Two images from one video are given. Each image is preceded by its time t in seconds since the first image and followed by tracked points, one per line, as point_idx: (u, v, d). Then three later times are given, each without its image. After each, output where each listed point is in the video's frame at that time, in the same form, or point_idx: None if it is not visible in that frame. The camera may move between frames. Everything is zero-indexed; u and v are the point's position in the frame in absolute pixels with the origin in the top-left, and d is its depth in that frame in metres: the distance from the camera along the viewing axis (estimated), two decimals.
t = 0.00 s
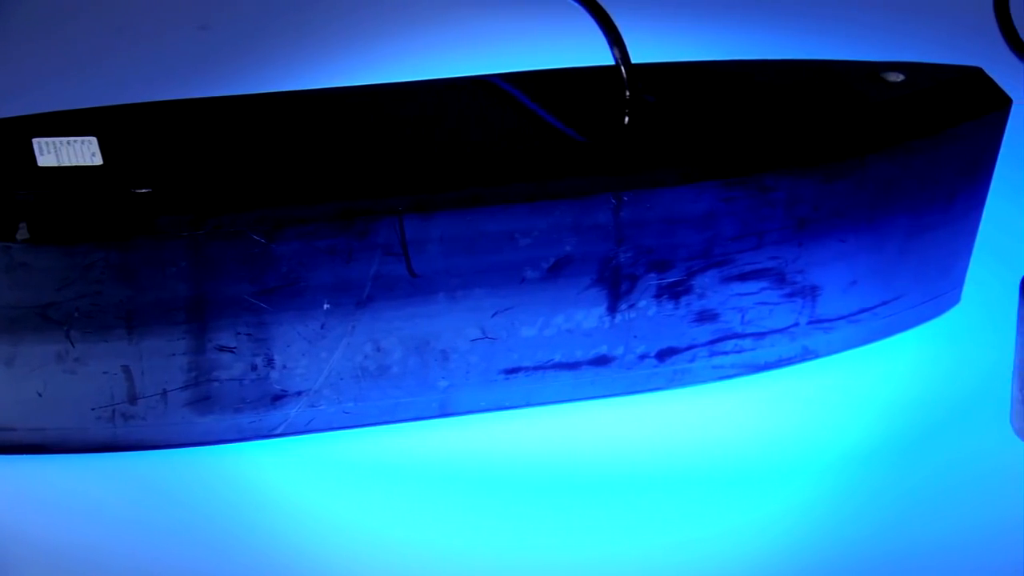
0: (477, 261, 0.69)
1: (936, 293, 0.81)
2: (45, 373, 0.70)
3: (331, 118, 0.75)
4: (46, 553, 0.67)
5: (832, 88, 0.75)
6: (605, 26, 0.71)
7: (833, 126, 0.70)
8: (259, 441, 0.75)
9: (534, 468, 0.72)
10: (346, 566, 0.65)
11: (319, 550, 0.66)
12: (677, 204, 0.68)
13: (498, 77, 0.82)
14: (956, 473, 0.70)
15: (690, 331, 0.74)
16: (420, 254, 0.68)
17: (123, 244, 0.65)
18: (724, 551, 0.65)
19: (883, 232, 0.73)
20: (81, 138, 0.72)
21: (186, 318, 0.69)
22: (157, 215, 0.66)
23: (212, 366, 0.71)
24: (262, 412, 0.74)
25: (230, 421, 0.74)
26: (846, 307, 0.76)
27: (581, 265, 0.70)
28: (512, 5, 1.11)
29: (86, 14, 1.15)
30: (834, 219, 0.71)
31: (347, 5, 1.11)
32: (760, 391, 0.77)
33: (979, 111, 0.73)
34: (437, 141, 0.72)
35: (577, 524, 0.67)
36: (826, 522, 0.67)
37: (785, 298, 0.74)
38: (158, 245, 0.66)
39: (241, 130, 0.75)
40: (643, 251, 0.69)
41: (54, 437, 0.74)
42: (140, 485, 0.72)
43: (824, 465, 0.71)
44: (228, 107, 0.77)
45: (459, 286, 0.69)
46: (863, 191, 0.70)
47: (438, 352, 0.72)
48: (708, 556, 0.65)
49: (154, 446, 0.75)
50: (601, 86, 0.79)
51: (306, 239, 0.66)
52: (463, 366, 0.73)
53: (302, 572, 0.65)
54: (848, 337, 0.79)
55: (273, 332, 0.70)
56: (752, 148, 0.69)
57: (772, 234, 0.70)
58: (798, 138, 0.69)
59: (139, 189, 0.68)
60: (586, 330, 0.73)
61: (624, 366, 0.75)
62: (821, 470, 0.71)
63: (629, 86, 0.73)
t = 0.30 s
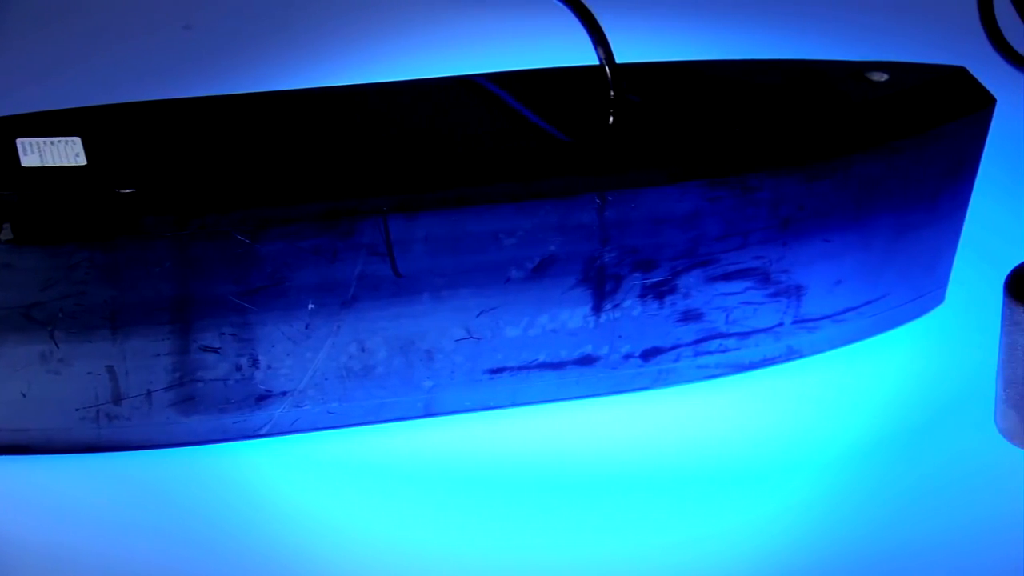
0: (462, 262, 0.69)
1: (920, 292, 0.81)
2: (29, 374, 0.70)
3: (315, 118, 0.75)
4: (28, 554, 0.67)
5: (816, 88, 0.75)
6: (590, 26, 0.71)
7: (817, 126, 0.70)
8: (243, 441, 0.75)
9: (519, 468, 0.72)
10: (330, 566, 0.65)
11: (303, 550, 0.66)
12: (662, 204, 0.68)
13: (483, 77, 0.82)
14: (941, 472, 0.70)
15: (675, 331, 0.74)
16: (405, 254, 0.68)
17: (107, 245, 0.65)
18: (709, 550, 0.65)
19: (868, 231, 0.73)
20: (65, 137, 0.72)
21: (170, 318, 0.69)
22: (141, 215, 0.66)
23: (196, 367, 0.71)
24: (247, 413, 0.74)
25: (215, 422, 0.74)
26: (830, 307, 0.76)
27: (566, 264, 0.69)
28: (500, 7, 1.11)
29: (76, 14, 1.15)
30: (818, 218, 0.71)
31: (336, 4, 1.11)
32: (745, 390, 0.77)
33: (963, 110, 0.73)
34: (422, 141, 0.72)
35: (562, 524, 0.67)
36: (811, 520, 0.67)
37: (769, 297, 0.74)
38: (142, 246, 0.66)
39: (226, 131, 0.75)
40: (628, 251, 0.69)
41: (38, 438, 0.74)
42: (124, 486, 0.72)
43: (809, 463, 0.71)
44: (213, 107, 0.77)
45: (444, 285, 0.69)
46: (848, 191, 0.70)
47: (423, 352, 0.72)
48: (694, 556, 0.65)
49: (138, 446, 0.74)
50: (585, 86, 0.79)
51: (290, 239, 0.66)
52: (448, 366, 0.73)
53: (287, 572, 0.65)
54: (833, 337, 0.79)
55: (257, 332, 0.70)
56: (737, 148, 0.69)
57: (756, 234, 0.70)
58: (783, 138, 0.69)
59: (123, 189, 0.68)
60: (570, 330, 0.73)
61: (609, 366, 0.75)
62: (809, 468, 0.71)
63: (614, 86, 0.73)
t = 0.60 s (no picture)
0: (447, 261, 0.69)
1: (906, 292, 0.81)
2: (14, 374, 0.70)
3: (300, 119, 0.75)
4: (14, 555, 0.67)
5: (800, 89, 0.75)
6: (574, 26, 0.71)
7: (801, 125, 0.70)
8: (229, 442, 0.75)
9: (503, 468, 0.72)
10: (315, 565, 0.65)
11: (289, 550, 0.66)
12: (647, 204, 0.68)
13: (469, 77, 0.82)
14: (929, 473, 0.70)
15: (660, 330, 0.74)
16: (390, 254, 0.68)
17: (91, 245, 0.65)
18: (697, 550, 0.65)
19: (854, 230, 0.73)
20: (51, 137, 0.72)
21: (155, 319, 0.69)
22: (125, 216, 0.66)
23: (181, 367, 0.71)
24: (232, 413, 0.73)
25: (200, 422, 0.74)
26: (816, 306, 0.76)
27: (551, 264, 0.69)
28: (486, 10, 1.11)
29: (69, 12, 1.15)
30: (803, 218, 0.71)
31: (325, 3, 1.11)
32: (730, 389, 0.77)
33: (947, 110, 0.73)
34: (407, 142, 0.72)
35: (548, 524, 0.67)
36: (798, 519, 0.67)
37: (755, 297, 0.74)
38: (126, 246, 0.66)
39: (211, 132, 0.75)
40: (613, 251, 0.69)
41: (23, 438, 0.74)
42: (111, 487, 0.72)
43: (795, 463, 0.71)
44: (199, 108, 0.77)
45: (430, 286, 0.69)
46: (833, 190, 0.70)
47: (409, 352, 0.72)
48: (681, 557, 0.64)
49: (124, 447, 0.74)
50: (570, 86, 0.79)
51: (275, 239, 0.66)
52: (433, 365, 0.73)
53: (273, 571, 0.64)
54: (818, 336, 0.79)
55: (243, 333, 0.70)
56: (721, 148, 0.69)
57: (741, 234, 0.71)
58: (767, 138, 0.69)
59: (108, 190, 0.68)
60: (556, 330, 0.73)
61: (595, 365, 0.75)
62: (796, 467, 0.71)
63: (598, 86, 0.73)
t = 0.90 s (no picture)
0: (432, 261, 0.68)
1: (891, 291, 0.81)
2: None
3: (285, 119, 0.75)
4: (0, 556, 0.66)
5: (785, 89, 0.75)
6: (560, 26, 0.71)
7: (785, 125, 0.71)
8: (214, 442, 0.75)
9: (490, 468, 0.72)
10: (301, 566, 0.65)
11: (275, 552, 0.66)
12: (632, 204, 0.68)
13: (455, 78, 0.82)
14: (917, 474, 0.70)
15: (646, 330, 0.74)
16: (375, 254, 0.68)
17: (75, 245, 0.65)
18: (683, 552, 0.65)
19: (838, 229, 0.73)
20: (36, 138, 0.72)
21: (140, 319, 0.69)
22: (110, 216, 0.66)
23: (166, 367, 0.71)
24: (217, 413, 0.73)
25: (185, 422, 0.74)
26: (800, 306, 0.76)
27: (536, 264, 0.69)
28: (475, 12, 1.11)
29: (70, 15, 1.17)
30: (788, 218, 0.71)
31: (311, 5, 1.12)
32: (715, 389, 0.77)
33: (932, 109, 0.73)
34: (393, 142, 0.72)
35: (534, 525, 0.67)
36: (784, 519, 0.67)
37: (740, 297, 0.74)
38: (111, 246, 0.65)
39: (197, 132, 0.75)
40: (599, 250, 0.69)
41: (8, 438, 0.74)
42: (96, 488, 0.72)
43: (781, 463, 0.71)
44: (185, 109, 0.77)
45: (415, 286, 0.69)
46: (818, 190, 0.70)
47: (394, 352, 0.72)
48: (668, 559, 0.64)
49: (108, 447, 0.74)
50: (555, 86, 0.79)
51: (260, 239, 0.66)
52: (418, 365, 0.73)
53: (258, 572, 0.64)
54: (802, 336, 0.79)
55: (228, 333, 0.70)
56: (705, 148, 0.69)
57: (726, 234, 0.71)
58: (752, 137, 0.69)
59: (92, 190, 0.68)
60: (541, 330, 0.73)
61: (580, 365, 0.75)
62: (783, 467, 0.71)
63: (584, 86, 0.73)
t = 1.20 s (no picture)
0: (417, 261, 0.68)
1: (876, 291, 0.81)
2: None
3: (270, 121, 0.75)
4: None
5: (770, 90, 0.75)
6: (545, 27, 0.71)
7: (768, 125, 0.71)
8: (199, 442, 0.75)
9: (476, 468, 0.72)
10: (284, 565, 0.64)
11: (261, 552, 0.66)
12: (617, 204, 0.68)
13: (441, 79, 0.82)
14: (903, 474, 0.70)
15: (631, 330, 0.74)
16: (360, 254, 0.68)
17: (59, 245, 0.65)
18: (667, 551, 0.64)
19: (823, 229, 0.73)
20: (20, 138, 0.73)
21: (124, 320, 0.68)
22: (94, 216, 0.66)
23: (150, 368, 0.71)
24: (202, 414, 0.73)
25: (170, 422, 0.73)
26: (785, 306, 0.76)
27: (521, 264, 0.69)
28: (463, 19, 1.12)
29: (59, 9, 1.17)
30: (772, 217, 0.71)
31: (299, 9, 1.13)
32: (700, 389, 0.77)
33: (916, 109, 0.73)
34: (378, 143, 0.72)
35: (516, 525, 0.67)
36: (769, 519, 0.67)
37: (724, 296, 0.74)
38: (95, 247, 0.65)
39: (182, 132, 0.75)
40: (584, 250, 0.69)
41: None
42: (81, 489, 0.72)
43: (766, 462, 0.71)
44: (171, 110, 0.77)
45: (400, 286, 0.69)
46: (802, 189, 0.71)
47: (379, 352, 0.72)
48: (651, 558, 0.64)
49: (92, 448, 0.74)
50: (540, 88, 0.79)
51: (245, 239, 0.66)
52: (403, 366, 0.73)
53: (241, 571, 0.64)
54: (787, 336, 0.79)
55: (212, 334, 0.70)
56: (690, 148, 0.69)
57: (711, 234, 0.71)
58: (736, 137, 0.70)
59: (77, 192, 0.68)
60: (526, 329, 0.72)
61: (565, 365, 0.75)
62: (769, 467, 0.71)
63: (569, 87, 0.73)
